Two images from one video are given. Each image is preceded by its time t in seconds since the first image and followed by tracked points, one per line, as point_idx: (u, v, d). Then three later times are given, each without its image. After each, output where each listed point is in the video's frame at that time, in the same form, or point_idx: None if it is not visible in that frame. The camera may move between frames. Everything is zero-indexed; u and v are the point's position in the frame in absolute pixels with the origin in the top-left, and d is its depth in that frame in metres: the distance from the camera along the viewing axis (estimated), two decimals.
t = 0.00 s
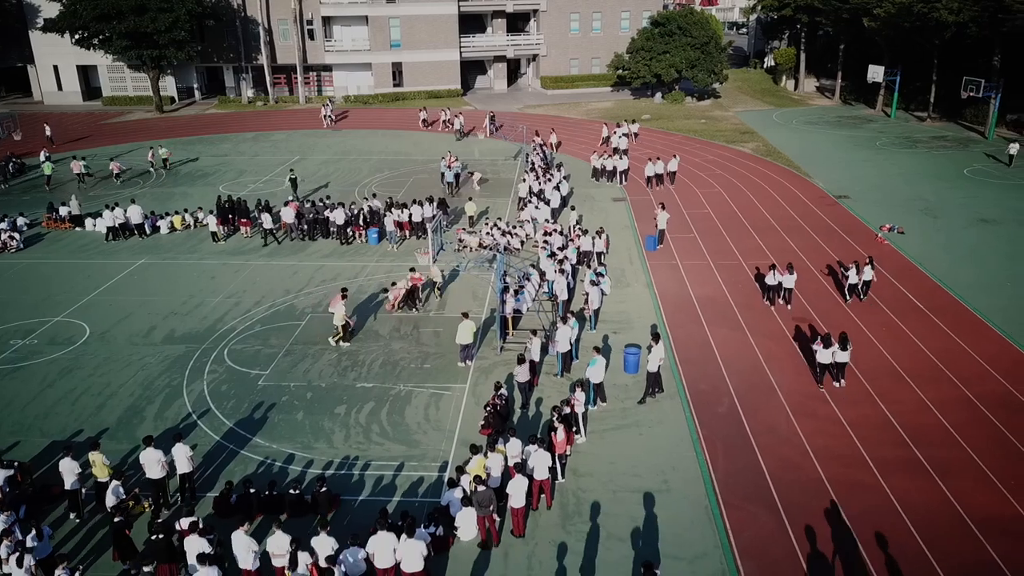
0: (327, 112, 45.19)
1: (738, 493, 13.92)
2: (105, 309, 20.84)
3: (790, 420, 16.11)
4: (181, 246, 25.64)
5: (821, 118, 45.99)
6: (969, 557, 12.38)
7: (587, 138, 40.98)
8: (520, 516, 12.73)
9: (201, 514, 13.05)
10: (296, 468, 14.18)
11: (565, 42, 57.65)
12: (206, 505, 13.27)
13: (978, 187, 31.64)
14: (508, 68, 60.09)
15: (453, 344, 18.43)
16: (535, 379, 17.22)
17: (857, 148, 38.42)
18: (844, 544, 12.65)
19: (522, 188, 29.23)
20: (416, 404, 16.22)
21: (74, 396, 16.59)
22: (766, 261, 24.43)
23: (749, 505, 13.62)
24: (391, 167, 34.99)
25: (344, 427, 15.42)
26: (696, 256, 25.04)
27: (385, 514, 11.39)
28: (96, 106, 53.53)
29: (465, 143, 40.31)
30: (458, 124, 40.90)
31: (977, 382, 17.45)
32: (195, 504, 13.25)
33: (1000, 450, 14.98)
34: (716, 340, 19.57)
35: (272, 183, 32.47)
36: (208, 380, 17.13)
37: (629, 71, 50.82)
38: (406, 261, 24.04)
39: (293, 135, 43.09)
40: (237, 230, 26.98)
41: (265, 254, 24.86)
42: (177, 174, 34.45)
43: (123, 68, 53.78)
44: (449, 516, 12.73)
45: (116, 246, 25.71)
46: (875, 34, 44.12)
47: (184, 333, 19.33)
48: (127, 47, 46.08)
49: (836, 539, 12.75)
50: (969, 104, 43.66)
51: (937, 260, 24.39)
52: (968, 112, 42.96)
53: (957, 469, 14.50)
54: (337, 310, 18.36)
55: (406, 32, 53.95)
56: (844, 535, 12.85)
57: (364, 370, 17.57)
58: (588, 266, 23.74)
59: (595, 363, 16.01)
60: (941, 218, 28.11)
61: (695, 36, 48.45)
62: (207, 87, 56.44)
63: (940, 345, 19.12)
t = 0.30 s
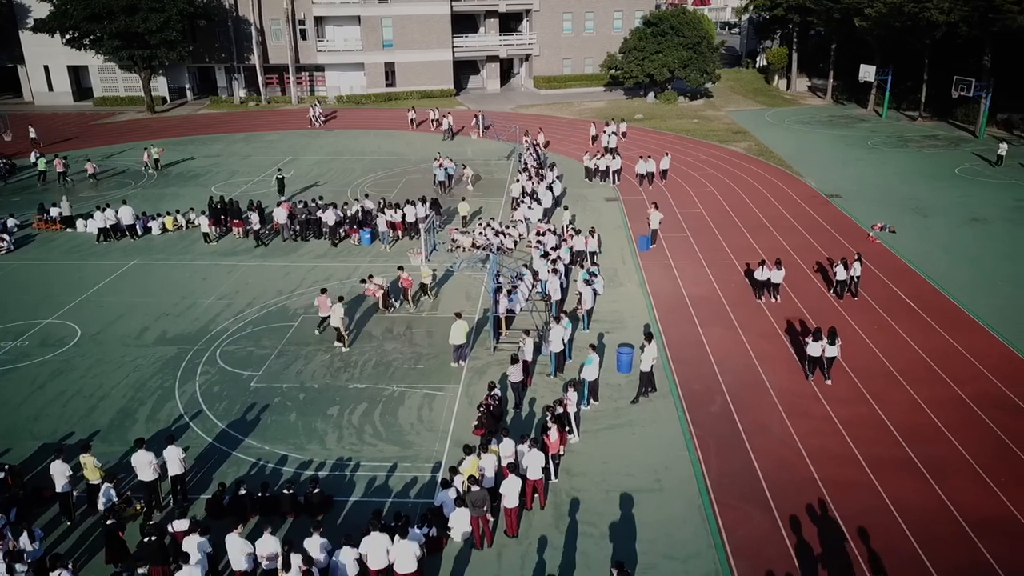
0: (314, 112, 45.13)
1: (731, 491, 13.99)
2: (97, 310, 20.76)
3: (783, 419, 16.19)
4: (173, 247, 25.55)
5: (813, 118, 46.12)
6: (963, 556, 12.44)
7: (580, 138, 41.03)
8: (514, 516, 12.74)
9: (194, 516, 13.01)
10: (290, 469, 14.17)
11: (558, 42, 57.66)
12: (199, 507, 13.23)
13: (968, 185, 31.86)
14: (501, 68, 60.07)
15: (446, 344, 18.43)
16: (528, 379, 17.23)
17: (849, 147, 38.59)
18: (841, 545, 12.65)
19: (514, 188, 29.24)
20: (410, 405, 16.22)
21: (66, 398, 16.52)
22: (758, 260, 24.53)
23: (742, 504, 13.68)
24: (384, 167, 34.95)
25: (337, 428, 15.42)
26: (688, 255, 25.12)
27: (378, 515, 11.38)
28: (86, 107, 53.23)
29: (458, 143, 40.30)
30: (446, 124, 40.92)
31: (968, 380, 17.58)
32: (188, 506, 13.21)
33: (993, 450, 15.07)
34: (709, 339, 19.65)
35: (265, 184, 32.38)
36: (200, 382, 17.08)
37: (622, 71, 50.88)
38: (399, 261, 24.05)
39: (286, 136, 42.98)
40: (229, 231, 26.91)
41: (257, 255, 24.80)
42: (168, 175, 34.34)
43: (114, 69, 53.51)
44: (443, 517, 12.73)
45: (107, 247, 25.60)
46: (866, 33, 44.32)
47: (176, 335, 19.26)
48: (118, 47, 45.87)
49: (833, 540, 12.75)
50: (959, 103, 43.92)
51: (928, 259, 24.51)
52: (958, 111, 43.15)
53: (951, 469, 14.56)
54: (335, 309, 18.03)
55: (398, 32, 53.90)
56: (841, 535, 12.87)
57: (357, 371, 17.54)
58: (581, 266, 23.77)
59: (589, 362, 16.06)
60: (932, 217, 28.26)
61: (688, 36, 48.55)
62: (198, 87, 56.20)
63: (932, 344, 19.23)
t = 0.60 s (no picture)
0: (297, 112, 45.03)
1: (719, 489, 14.06)
2: (83, 313, 20.60)
3: (770, 416, 16.29)
4: (159, 249, 25.39)
5: (800, 117, 46.40)
6: (942, 552, 12.52)
7: (568, 137, 41.08)
8: (503, 517, 12.73)
9: (181, 520, 12.94)
10: (278, 472, 14.11)
11: (546, 42, 57.73)
12: (186, 510, 13.16)
13: (952, 183, 32.17)
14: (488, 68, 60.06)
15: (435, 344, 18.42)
16: (517, 379, 17.23)
17: (835, 146, 38.84)
18: (820, 541, 12.74)
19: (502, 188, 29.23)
20: (398, 406, 16.19)
21: (51, 402, 16.38)
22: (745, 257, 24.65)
23: (730, 501, 13.74)
24: (372, 167, 34.86)
25: (326, 429, 15.38)
26: (676, 254, 25.21)
27: (367, 516, 11.34)
28: (71, 108, 52.78)
29: (445, 143, 40.28)
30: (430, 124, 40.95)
31: (953, 376, 17.71)
32: (175, 510, 13.13)
33: (979, 447, 15.14)
34: (697, 337, 19.73)
35: (251, 185, 32.23)
36: (187, 384, 16.97)
37: (609, 71, 50.99)
38: (387, 262, 24.01)
39: (273, 136, 42.80)
40: (216, 233, 26.76)
41: (244, 256, 24.68)
42: (154, 176, 34.11)
43: (98, 69, 53.10)
44: (432, 518, 12.72)
45: (92, 249, 25.40)
46: (852, 32, 44.62)
47: (162, 337, 19.14)
48: (103, 47, 45.51)
49: (813, 536, 12.85)
50: (944, 101, 44.33)
51: (914, 257, 24.68)
52: (943, 109, 43.50)
53: (935, 465, 14.62)
54: (319, 309, 17.84)
55: (386, 32, 53.78)
56: (821, 531, 12.96)
57: (345, 372, 17.52)
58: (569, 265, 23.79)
59: (580, 361, 16.08)
60: (917, 215, 28.48)
61: (675, 36, 48.69)
62: (184, 87, 55.84)
63: (918, 341, 19.36)
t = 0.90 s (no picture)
0: (279, 113, 44.84)
1: (708, 487, 14.14)
2: (67, 316, 20.43)
3: (757, 414, 16.38)
4: (145, 251, 25.22)
5: (785, 116, 46.65)
6: (917, 548, 12.61)
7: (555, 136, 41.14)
8: (492, 517, 12.73)
9: (169, 523, 12.86)
10: (265, 474, 14.05)
11: (532, 42, 57.78)
12: (173, 514, 13.09)
13: (936, 182, 32.44)
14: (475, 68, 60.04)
15: (423, 344, 18.41)
16: (506, 379, 17.23)
17: (820, 145, 39.10)
18: (797, 536, 12.86)
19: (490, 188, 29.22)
20: (386, 407, 16.15)
21: (36, 405, 16.25)
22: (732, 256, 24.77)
23: (719, 498, 13.82)
24: (359, 168, 34.77)
25: (314, 431, 15.32)
26: (663, 253, 25.30)
27: (355, 519, 11.30)
28: (54, 109, 52.32)
29: (433, 143, 40.24)
30: (412, 124, 40.94)
31: (938, 374, 17.88)
32: (161, 513, 13.06)
33: (963, 446, 15.22)
34: (684, 336, 19.81)
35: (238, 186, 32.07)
36: (173, 387, 16.87)
37: (596, 71, 51.10)
38: (374, 263, 23.97)
39: (258, 137, 42.60)
40: (202, 234, 26.61)
41: (230, 258, 24.56)
42: (139, 178, 33.87)
43: (82, 70, 52.66)
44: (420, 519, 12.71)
45: (76, 251, 25.19)
46: (836, 32, 44.93)
47: (148, 340, 19.02)
48: (86, 48, 45.12)
49: (791, 531, 12.97)
50: (927, 100, 44.69)
51: (901, 256, 24.83)
52: (927, 108, 43.84)
53: (917, 463, 14.71)
54: (298, 309, 17.84)
55: (372, 32, 53.65)
56: (800, 526, 13.07)
57: (333, 373, 17.46)
58: (557, 265, 23.82)
59: (570, 361, 16.10)
60: (901, 213, 28.72)
61: (661, 36, 48.81)
62: (169, 88, 55.44)
63: (903, 339, 19.53)
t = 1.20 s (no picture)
0: (262, 114, 44.65)
1: (697, 485, 14.19)
2: (53, 318, 20.28)
3: (746, 412, 16.45)
4: (132, 252, 25.07)
5: (773, 115, 46.87)
6: (905, 543, 12.71)
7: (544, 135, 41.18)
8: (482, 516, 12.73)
9: (157, 525, 12.78)
10: (254, 476, 13.99)
11: (520, 42, 57.84)
12: (162, 516, 13.02)
13: (922, 180, 32.68)
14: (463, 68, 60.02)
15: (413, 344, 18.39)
16: (495, 378, 17.23)
17: (808, 144, 39.31)
18: (776, 529, 13.02)
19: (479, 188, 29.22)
20: (376, 407, 16.12)
21: (22, 408, 16.12)
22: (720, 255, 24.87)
23: (708, 496, 13.87)
24: (347, 168, 34.68)
25: (303, 432, 15.27)
26: (652, 252, 25.40)
27: (343, 520, 11.27)
28: (39, 110, 51.91)
29: (422, 143, 40.20)
30: (397, 123, 40.87)
31: (925, 370, 18.02)
32: (150, 516, 12.99)
33: (949, 442, 15.30)
34: (673, 335, 19.88)
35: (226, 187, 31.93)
36: (161, 389, 16.78)
37: (584, 70, 51.19)
38: (363, 263, 23.94)
39: (246, 138, 42.44)
40: (189, 235, 26.48)
41: (218, 258, 24.44)
42: (125, 179, 33.66)
43: (67, 70, 52.27)
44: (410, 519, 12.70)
45: (62, 253, 25.01)
46: (823, 32, 45.21)
47: (135, 341, 18.92)
48: (71, 49, 44.79)
49: (769, 524, 13.13)
50: (913, 99, 45.02)
51: (890, 254, 24.97)
52: (913, 107, 44.17)
53: (902, 459, 14.81)
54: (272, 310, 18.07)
55: (360, 32, 53.54)
56: (779, 520, 13.23)
57: (323, 374, 17.42)
58: (547, 264, 23.84)
59: (560, 360, 16.13)
60: (888, 211, 28.92)
61: (649, 35, 48.95)
62: (155, 88, 55.10)
63: (890, 336, 19.67)
